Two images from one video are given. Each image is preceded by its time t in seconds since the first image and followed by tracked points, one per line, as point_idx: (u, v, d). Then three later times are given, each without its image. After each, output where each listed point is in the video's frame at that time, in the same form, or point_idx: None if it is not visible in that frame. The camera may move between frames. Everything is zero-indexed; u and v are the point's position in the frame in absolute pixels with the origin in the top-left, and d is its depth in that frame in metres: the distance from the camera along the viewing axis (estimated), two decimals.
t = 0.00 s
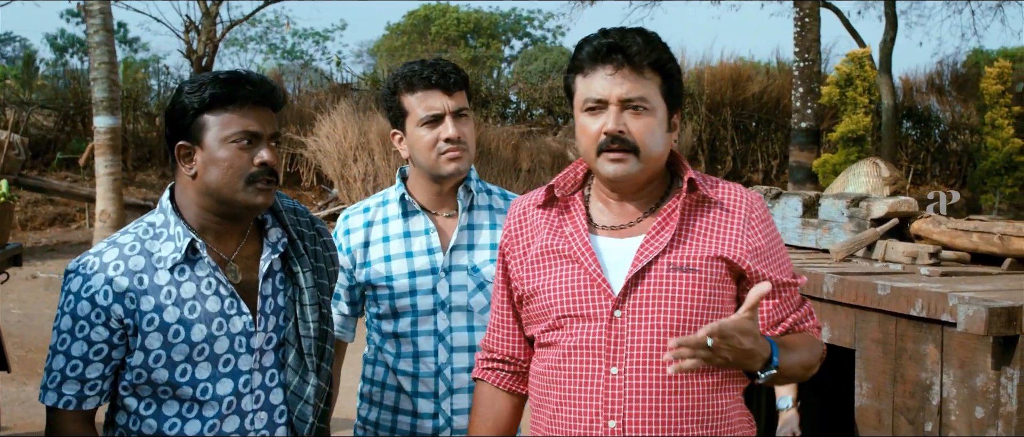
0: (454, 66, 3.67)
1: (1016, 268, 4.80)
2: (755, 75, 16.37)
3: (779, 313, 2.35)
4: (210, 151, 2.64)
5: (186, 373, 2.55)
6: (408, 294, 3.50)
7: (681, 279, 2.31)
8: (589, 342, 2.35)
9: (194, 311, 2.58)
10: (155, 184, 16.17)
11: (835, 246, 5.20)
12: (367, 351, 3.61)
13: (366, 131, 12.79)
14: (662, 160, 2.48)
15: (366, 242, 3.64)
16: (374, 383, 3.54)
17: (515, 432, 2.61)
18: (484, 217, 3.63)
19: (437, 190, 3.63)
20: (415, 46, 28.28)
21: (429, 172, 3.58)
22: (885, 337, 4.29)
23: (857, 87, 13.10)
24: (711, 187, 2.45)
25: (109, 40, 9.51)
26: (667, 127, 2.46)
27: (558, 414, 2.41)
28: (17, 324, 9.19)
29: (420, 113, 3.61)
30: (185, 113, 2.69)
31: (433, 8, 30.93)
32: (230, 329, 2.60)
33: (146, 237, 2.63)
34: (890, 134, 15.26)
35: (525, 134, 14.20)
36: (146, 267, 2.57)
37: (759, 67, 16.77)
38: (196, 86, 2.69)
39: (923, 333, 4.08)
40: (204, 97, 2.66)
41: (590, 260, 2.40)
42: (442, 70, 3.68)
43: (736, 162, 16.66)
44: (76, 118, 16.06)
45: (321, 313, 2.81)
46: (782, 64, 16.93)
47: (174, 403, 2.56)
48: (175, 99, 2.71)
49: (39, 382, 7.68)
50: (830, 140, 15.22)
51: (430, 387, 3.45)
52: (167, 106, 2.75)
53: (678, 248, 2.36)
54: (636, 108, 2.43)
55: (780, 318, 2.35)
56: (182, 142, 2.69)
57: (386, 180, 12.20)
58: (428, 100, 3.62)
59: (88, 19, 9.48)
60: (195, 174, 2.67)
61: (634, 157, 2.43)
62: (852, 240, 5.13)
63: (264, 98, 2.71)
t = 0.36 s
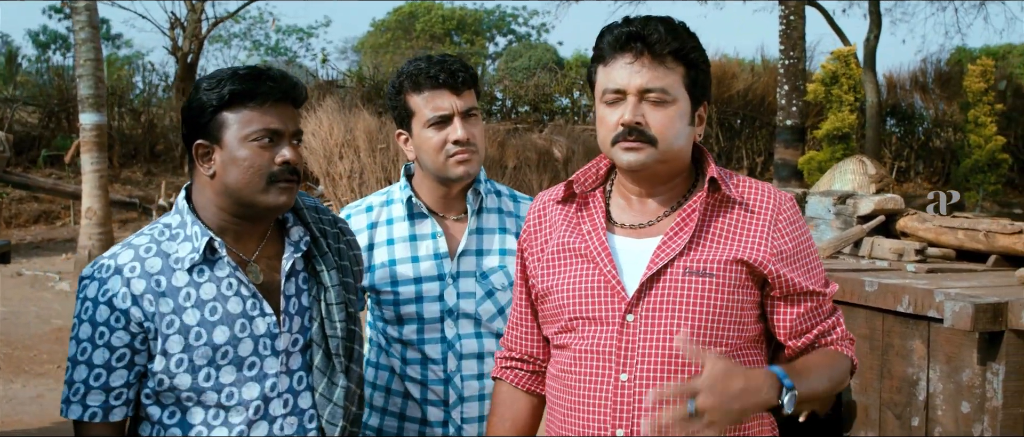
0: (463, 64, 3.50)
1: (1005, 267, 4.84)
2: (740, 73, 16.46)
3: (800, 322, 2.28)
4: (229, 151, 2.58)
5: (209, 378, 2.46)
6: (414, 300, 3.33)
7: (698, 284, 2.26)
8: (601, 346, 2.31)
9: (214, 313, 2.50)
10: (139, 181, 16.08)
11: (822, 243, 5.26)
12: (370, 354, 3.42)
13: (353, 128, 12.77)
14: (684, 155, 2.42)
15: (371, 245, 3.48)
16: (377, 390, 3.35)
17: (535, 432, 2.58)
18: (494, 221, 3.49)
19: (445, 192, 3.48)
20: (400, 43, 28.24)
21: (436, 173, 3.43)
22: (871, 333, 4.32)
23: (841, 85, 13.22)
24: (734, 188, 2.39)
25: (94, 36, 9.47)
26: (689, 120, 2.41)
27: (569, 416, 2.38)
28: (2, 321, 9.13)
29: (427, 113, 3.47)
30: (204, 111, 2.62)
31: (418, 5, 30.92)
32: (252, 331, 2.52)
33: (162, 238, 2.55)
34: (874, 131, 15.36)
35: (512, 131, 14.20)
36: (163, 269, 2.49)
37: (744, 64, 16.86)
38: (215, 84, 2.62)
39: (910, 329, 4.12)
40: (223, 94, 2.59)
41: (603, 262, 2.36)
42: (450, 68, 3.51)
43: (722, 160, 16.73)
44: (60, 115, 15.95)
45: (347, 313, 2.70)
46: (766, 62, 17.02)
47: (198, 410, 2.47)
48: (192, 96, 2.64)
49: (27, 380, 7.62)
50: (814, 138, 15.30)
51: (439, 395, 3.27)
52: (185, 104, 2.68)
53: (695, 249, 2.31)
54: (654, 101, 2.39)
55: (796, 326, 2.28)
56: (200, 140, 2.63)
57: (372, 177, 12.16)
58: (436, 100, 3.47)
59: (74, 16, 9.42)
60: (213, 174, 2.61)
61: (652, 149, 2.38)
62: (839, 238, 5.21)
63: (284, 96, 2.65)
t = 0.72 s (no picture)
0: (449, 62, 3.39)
1: (989, 266, 4.88)
2: (726, 74, 16.53)
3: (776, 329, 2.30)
4: (244, 145, 2.58)
5: (241, 380, 2.46)
6: (401, 307, 3.24)
7: (677, 285, 2.27)
8: (577, 349, 2.32)
9: (241, 313, 2.50)
10: (125, 182, 15.99)
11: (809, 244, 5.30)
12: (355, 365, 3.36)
13: (340, 128, 12.77)
14: (661, 152, 2.44)
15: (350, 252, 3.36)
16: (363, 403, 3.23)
17: None
18: (477, 223, 3.44)
19: (427, 193, 3.38)
20: (385, 43, 28.18)
21: (420, 175, 3.31)
22: (859, 332, 4.39)
23: (826, 86, 13.34)
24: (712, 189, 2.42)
25: (81, 37, 9.43)
26: (668, 116, 2.42)
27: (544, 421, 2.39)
28: None
29: (411, 112, 3.32)
30: (215, 105, 2.62)
31: (404, 6, 30.90)
32: (280, 330, 2.53)
33: (179, 239, 2.55)
34: (859, 132, 15.45)
35: (499, 132, 14.20)
36: (184, 269, 2.49)
37: (730, 65, 16.94)
38: (225, 77, 2.62)
39: (897, 328, 4.19)
40: (236, 87, 2.59)
41: (580, 263, 2.38)
42: (436, 66, 3.39)
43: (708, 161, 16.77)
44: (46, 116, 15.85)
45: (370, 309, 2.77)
46: (752, 63, 17.12)
47: (230, 413, 2.47)
48: (203, 90, 2.64)
49: (14, 381, 7.57)
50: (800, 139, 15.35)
51: (433, 403, 3.21)
52: (196, 98, 2.68)
53: (671, 249, 2.33)
54: (631, 98, 2.39)
55: (768, 331, 2.27)
56: (213, 136, 2.63)
57: (359, 177, 12.12)
58: (422, 99, 3.33)
59: (61, 17, 9.37)
60: (226, 170, 2.61)
61: (630, 147, 2.39)
62: (827, 238, 5.25)
63: (299, 88, 2.66)
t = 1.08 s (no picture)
0: (424, 66, 3.16)
1: (982, 270, 4.93)
2: (721, 79, 16.54)
3: (728, 351, 2.21)
4: (243, 149, 2.53)
5: (257, 390, 2.39)
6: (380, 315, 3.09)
7: (620, 301, 2.25)
8: (527, 357, 2.37)
9: (252, 321, 2.43)
10: (121, 187, 15.96)
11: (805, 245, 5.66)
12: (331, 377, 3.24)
13: (336, 133, 12.76)
14: (612, 166, 2.37)
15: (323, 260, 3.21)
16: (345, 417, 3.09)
17: None
18: (453, 226, 3.31)
19: (401, 199, 3.21)
20: (381, 49, 28.17)
21: (395, 182, 3.12)
22: (857, 337, 4.41)
23: (822, 91, 13.37)
24: (679, 201, 2.35)
25: (77, 42, 9.41)
26: (610, 131, 2.32)
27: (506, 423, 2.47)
28: None
29: (383, 118, 3.10)
30: (214, 107, 2.57)
31: (399, 11, 30.88)
32: (287, 338, 2.49)
33: (178, 248, 2.45)
34: (854, 137, 15.46)
35: (494, 137, 14.18)
36: (192, 279, 2.40)
37: (725, 70, 16.96)
38: (225, 79, 2.58)
39: (894, 333, 4.20)
40: (236, 90, 2.55)
41: (538, 275, 2.42)
42: (409, 71, 3.16)
43: (703, 166, 16.79)
44: (41, 121, 15.82)
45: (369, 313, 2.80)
46: (747, 69, 17.16)
47: (244, 426, 2.39)
48: (202, 93, 2.60)
49: (9, 387, 7.56)
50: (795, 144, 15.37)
51: (416, 413, 3.08)
52: (194, 99, 2.62)
53: (622, 262, 2.31)
54: (562, 118, 2.34)
55: (723, 352, 2.21)
56: (210, 139, 2.58)
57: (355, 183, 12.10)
58: (394, 104, 3.11)
59: (56, 22, 9.35)
60: (224, 174, 2.57)
61: (568, 166, 2.34)
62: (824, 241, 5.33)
63: (307, 93, 2.66)
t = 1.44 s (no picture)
0: (419, 67, 3.14)
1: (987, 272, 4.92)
2: (721, 81, 16.53)
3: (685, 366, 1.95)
4: (223, 148, 2.31)
5: (242, 396, 2.19)
6: (380, 317, 3.03)
7: (584, 309, 2.10)
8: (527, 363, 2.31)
9: (235, 324, 2.22)
10: (121, 189, 15.97)
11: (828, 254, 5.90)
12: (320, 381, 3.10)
13: (335, 135, 12.74)
14: (603, 177, 2.19)
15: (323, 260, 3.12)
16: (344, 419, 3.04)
17: None
18: (454, 227, 3.25)
19: (399, 201, 3.15)
20: (381, 51, 28.21)
21: (394, 185, 3.08)
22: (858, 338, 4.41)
23: (823, 94, 13.36)
24: (659, 205, 2.12)
25: (77, 45, 9.38)
26: (592, 142, 2.15)
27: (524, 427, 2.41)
28: None
29: (379, 120, 3.10)
30: (191, 105, 2.34)
31: (399, 13, 30.92)
32: (268, 342, 2.30)
33: (154, 245, 2.21)
34: (854, 139, 15.45)
35: (493, 138, 14.15)
36: (174, 279, 2.17)
37: (724, 73, 16.95)
38: (203, 73, 2.36)
39: (894, 335, 4.21)
40: (217, 89, 2.32)
41: (548, 288, 2.36)
42: (404, 72, 3.14)
43: (703, 168, 16.81)
44: (42, 123, 15.83)
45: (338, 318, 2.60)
46: (747, 71, 17.18)
47: (226, 433, 2.18)
48: (178, 90, 2.37)
49: (10, 389, 7.55)
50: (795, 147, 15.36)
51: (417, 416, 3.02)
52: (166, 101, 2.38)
53: (599, 270, 2.16)
54: (541, 133, 2.22)
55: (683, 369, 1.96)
56: (188, 137, 2.34)
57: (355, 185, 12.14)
58: (390, 106, 3.10)
59: (56, 25, 9.31)
60: (204, 175, 2.33)
61: (560, 180, 2.21)
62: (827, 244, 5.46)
63: (284, 91, 2.43)
